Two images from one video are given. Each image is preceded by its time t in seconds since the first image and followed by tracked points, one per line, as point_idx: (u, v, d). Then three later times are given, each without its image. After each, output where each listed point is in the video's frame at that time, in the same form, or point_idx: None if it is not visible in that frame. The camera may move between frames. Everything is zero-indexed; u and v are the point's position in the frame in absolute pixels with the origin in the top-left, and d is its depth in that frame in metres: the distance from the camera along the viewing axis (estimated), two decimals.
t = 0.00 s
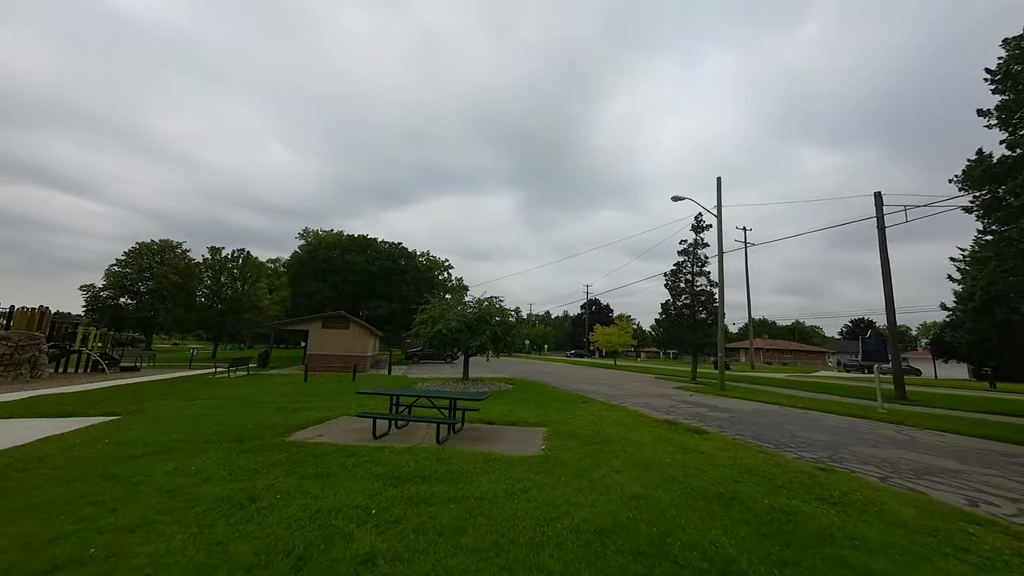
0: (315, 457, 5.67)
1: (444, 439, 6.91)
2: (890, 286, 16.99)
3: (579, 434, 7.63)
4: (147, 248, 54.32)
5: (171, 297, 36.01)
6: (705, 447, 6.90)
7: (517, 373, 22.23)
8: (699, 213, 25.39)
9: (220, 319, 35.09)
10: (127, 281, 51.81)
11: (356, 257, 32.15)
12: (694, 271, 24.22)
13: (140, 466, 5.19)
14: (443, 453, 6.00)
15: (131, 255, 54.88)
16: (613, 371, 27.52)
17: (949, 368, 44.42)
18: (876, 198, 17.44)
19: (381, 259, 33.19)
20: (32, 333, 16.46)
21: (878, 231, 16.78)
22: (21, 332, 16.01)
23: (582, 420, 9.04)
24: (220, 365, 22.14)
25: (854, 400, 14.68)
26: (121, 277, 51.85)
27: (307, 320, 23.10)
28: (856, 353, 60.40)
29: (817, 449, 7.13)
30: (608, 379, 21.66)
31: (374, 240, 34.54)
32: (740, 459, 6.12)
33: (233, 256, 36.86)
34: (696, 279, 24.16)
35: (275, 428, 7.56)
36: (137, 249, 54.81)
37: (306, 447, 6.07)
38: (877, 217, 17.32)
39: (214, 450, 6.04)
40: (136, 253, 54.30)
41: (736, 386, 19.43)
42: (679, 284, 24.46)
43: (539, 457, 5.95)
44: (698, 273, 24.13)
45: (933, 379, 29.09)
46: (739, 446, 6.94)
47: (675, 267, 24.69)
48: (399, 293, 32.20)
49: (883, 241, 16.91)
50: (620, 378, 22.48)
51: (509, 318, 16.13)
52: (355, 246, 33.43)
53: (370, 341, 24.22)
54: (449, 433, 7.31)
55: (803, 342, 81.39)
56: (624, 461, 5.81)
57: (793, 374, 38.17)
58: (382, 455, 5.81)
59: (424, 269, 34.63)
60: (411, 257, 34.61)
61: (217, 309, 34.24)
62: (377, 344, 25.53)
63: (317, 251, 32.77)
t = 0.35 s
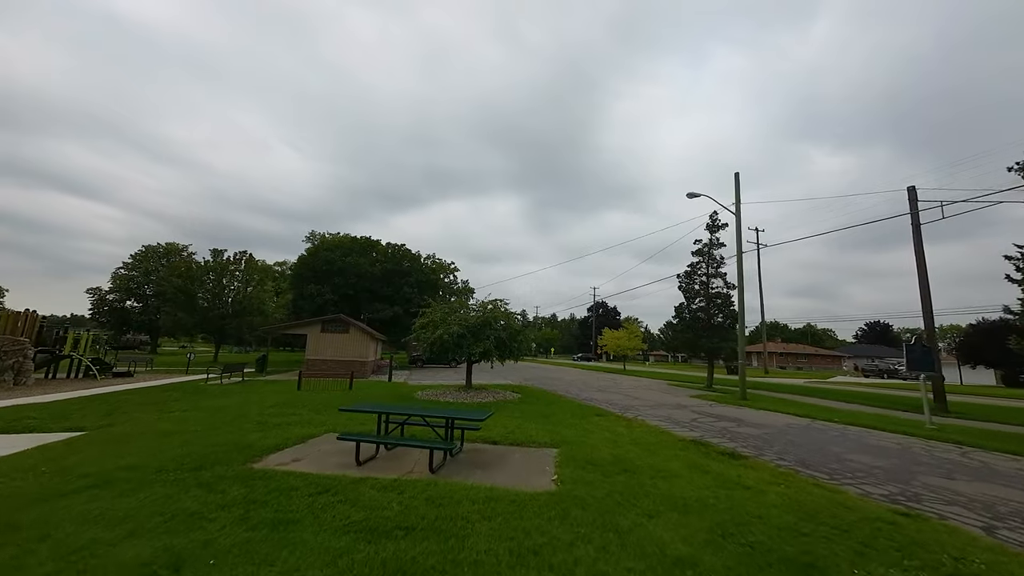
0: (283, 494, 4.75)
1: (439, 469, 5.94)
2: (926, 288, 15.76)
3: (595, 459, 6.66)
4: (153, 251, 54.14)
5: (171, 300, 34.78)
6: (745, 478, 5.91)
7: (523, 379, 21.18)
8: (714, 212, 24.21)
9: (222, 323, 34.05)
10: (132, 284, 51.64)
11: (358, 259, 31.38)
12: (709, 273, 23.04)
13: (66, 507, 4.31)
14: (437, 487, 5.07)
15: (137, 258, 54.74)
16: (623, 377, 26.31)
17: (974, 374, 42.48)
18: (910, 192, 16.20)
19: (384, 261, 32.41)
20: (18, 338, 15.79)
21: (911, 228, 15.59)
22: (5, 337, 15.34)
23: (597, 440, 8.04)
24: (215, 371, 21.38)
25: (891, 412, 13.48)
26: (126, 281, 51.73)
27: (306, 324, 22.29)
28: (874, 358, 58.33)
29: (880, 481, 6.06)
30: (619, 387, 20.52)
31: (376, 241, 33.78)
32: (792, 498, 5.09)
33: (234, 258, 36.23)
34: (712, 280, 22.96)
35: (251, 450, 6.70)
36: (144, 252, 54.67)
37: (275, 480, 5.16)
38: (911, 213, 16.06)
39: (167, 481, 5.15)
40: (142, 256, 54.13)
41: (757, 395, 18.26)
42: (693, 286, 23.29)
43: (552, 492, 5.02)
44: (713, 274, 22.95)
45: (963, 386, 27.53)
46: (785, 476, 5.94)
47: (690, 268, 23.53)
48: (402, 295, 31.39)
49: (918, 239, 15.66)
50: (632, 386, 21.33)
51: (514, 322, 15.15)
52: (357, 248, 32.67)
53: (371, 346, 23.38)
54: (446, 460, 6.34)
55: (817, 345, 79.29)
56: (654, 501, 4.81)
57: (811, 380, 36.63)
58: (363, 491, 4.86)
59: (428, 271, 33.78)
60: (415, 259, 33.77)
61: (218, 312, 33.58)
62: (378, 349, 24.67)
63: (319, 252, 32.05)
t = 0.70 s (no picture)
0: (233, 551, 3.81)
1: (432, 505, 4.99)
2: (970, 290, 14.45)
3: (618, 495, 5.59)
4: (160, 254, 53.97)
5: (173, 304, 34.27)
6: (805, 523, 4.85)
7: (530, 386, 20.10)
8: (731, 210, 23.02)
9: (223, 326, 33.40)
10: (139, 287, 51.42)
11: (361, 261, 30.62)
12: (726, 274, 21.84)
13: None
14: (427, 538, 4.09)
15: (144, 261, 54.60)
16: (635, 383, 25.10)
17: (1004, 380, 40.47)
18: (951, 186, 14.91)
19: (387, 263, 31.62)
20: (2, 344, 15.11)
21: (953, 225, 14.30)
22: None
23: (617, 466, 6.96)
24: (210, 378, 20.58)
25: (939, 428, 12.16)
26: (133, 283, 51.54)
27: (305, 328, 21.49)
28: (894, 362, 56.23)
29: (974, 527, 4.92)
30: (633, 395, 19.39)
31: (379, 243, 33.03)
32: (879, 558, 3.99)
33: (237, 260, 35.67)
34: (729, 282, 21.75)
35: (213, 483, 5.73)
36: (151, 255, 54.53)
37: (228, 528, 4.22)
38: (953, 209, 14.78)
39: (99, 528, 4.24)
40: (150, 259, 53.99)
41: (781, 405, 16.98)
42: (710, 288, 22.10)
43: (569, 548, 3.99)
44: (731, 276, 21.73)
45: (1002, 396, 25.71)
46: (854, 520, 4.86)
47: (705, 270, 22.32)
48: (406, 298, 30.55)
49: (962, 237, 14.36)
50: (646, 394, 20.18)
51: (521, 327, 14.14)
52: (360, 250, 31.94)
53: (372, 351, 22.48)
54: (441, 495, 5.37)
55: (832, 349, 77.00)
56: (702, 564, 3.77)
57: (831, 387, 35.02)
58: (333, 547, 3.89)
59: (432, 273, 32.92)
60: (419, 260, 33.01)
61: (218, 315, 32.90)
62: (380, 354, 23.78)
63: (321, 255, 31.35)
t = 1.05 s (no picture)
0: None
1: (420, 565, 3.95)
2: None
3: (653, 548, 4.49)
4: (167, 257, 53.74)
5: (175, 308, 33.69)
6: None
7: (538, 395, 18.97)
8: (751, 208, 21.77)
9: (225, 331, 32.73)
10: (145, 291, 51.11)
11: (363, 263, 29.82)
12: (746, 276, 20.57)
13: None
14: None
15: (150, 265, 54.39)
16: (650, 391, 23.87)
17: None
18: (1001, 178, 13.59)
19: (391, 265, 30.79)
20: None
21: (1005, 219, 12.97)
22: None
23: (646, 504, 5.85)
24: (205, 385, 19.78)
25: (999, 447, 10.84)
26: (139, 287, 51.26)
27: (303, 333, 20.63)
28: (916, 367, 54.05)
29: None
30: (648, 405, 18.23)
31: (383, 245, 32.23)
32: None
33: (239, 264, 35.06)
34: (750, 284, 20.47)
35: (157, 530, 4.73)
36: (158, 259, 54.34)
37: None
38: (1003, 203, 13.44)
39: None
40: (156, 262, 53.76)
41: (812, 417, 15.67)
42: (729, 290, 20.84)
43: None
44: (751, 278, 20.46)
45: None
46: None
47: (724, 271, 21.08)
48: (409, 301, 29.68)
49: (1015, 233, 13.03)
50: (662, 403, 18.98)
51: (529, 333, 13.09)
52: (363, 252, 31.15)
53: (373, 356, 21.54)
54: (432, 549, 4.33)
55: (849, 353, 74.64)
56: None
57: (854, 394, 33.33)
58: None
59: (437, 276, 32.03)
60: (423, 263, 32.15)
61: (219, 320, 32.24)
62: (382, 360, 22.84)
63: (323, 257, 30.63)
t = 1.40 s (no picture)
0: None
1: None
2: None
3: None
4: (174, 261, 53.60)
5: (177, 312, 33.16)
6: None
7: (547, 405, 17.85)
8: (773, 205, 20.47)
9: (226, 335, 32.07)
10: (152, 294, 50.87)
11: (366, 265, 29.04)
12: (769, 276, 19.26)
13: None
14: None
15: (158, 268, 54.28)
16: (665, 400, 22.57)
17: None
18: None
19: (394, 267, 29.96)
20: None
21: None
22: None
23: (691, 558, 4.71)
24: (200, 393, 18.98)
25: None
26: (146, 290, 51.01)
27: (301, 338, 19.74)
28: (941, 371, 51.67)
29: None
30: (667, 416, 16.98)
31: (386, 247, 31.41)
32: None
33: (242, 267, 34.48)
34: (773, 286, 19.17)
35: None
36: (165, 262, 54.24)
37: None
38: None
39: None
40: (164, 266, 53.61)
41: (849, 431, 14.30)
42: (750, 293, 19.54)
43: None
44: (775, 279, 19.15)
45: None
46: None
47: (745, 272, 19.82)
48: (413, 304, 28.81)
49: None
50: (681, 414, 17.73)
51: (538, 339, 12.02)
52: (366, 254, 30.36)
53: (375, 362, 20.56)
54: None
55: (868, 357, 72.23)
56: None
57: (880, 403, 31.62)
58: None
59: (441, 278, 31.16)
60: (428, 265, 31.37)
61: (221, 324, 31.59)
62: (383, 366, 21.89)
63: (326, 260, 29.90)
